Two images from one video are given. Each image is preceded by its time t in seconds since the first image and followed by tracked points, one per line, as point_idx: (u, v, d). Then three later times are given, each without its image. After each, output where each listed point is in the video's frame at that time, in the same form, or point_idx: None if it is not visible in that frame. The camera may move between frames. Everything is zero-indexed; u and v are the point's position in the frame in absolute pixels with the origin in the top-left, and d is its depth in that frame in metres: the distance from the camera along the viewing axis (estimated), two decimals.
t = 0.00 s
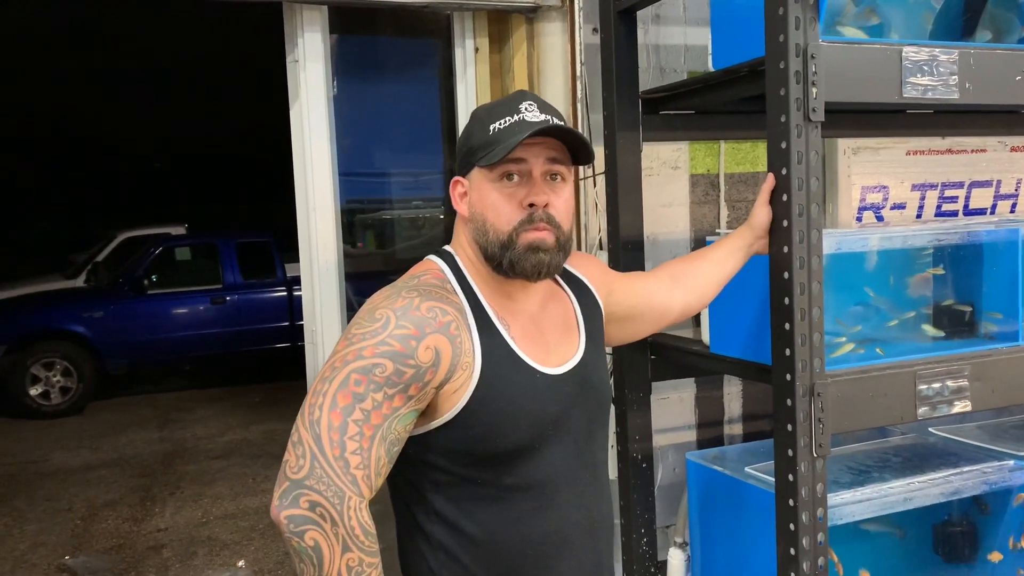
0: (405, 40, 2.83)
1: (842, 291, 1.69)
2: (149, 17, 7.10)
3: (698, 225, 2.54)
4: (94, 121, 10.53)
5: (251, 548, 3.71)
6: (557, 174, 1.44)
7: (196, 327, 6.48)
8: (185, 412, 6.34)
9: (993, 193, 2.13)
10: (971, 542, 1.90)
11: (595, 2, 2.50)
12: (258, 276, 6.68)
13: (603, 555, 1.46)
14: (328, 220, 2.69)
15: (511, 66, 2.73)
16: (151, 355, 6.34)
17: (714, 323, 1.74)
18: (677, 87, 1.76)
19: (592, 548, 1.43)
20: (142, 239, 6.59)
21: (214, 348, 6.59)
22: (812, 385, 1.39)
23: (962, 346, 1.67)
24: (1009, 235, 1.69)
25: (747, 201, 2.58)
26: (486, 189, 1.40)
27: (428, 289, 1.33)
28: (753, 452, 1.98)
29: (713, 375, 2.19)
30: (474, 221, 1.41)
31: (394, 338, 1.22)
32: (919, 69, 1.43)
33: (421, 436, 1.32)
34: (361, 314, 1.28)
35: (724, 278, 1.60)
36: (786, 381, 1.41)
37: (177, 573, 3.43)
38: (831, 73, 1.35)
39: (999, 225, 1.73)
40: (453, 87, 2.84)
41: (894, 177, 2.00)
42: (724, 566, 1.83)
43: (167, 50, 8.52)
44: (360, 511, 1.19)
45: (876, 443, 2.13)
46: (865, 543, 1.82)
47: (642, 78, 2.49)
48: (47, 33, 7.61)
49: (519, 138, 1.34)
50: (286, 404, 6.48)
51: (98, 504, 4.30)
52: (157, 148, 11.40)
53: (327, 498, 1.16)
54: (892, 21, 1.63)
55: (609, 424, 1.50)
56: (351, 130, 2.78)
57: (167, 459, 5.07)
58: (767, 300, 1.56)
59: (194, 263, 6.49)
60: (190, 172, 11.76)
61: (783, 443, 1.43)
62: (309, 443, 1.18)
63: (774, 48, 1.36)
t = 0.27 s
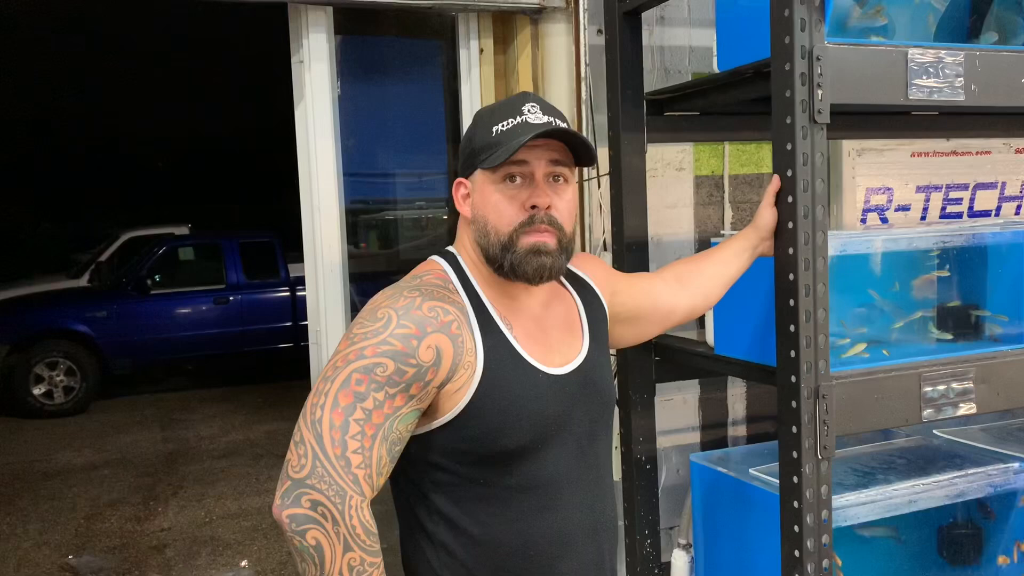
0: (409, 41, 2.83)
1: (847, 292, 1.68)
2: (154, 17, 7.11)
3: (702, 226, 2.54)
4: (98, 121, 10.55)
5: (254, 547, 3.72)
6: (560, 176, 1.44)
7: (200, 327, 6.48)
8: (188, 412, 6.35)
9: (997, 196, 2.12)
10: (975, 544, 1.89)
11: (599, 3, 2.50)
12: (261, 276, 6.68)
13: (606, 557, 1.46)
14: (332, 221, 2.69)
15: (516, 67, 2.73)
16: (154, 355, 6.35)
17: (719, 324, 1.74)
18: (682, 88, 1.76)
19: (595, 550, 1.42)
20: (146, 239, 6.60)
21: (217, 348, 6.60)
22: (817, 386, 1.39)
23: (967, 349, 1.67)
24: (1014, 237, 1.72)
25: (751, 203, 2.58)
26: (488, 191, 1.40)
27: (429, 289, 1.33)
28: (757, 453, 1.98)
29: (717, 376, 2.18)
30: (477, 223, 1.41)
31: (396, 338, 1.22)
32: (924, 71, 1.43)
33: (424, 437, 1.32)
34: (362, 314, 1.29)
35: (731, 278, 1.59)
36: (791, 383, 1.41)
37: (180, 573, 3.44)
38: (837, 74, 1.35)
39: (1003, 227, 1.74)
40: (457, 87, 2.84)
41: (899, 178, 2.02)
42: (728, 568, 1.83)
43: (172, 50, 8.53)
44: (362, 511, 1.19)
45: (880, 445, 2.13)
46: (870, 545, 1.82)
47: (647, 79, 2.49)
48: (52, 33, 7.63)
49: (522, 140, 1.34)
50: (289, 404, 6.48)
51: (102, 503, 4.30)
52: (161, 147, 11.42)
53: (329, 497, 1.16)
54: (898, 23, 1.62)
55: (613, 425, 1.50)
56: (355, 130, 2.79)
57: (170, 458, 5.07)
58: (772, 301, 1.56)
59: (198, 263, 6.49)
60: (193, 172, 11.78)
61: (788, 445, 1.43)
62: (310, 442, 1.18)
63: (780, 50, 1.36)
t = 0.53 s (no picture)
0: (412, 43, 2.83)
1: (849, 295, 1.68)
2: (156, 19, 7.13)
3: (704, 229, 2.54)
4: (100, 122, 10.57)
5: (255, 549, 3.72)
6: (559, 178, 1.44)
7: (201, 328, 6.49)
8: (189, 413, 6.35)
9: (1001, 199, 2.10)
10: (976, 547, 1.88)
11: (601, 5, 2.50)
12: (263, 278, 6.69)
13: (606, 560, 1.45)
14: (334, 222, 2.69)
15: (518, 69, 2.73)
16: (156, 357, 6.35)
17: (720, 327, 1.74)
18: (684, 91, 1.76)
19: (596, 553, 1.42)
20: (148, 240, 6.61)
21: (219, 350, 6.60)
22: (819, 389, 1.39)
23: (969, 352, 1.67)
24: (1016, 240, 1.72)
25: (753, 206, 2.59)
26: (487, 194, 1.40)
27: (429, 291, 1.33)
28: (759, 456, 1.98)
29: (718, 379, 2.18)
30: (476, 225, 1.41)
31: (396, 340, 1.22)
32: (927, 74, 1.43)
33: (426, 440, 1.32)
34: (363, 316, 1.29)
35: (733, 281, 1.59)
36: (793, 386, 1.41)
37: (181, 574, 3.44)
38: (840, 77, 1.35)
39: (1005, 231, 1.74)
40: (459, 89, 2.84)
41: (900, 182, 2.04)
42: (730, 571, 1.83)
43: (175, 51, 8.55)
44: (363, 513, 1.19)
45: (882, 448, 2.13)
46: (872, 548, 1.82)
47: (649, 82, 2.49)
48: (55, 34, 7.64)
49: (521, 143, 1.34)
50: (290, 405, 6.48)
51: (103, 505, 4.31)
52: (163, 149, 11.43)
53: (330, 500, 1.16)
54: (902, 27, 1.62)
55: (615, 427, 1.50)
56: (357, 132, 2.79)
57: (172, 460, 5.08)
58: (774, 303, 1.56)
59: (200, 264, 6.50)
60: (195, 174, 11.79)
61: (790, 447, 1.43)
62: (311, 445, 1.18)
63: (782, 53, 1.36)
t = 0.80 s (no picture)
0: (413, 45, 2.83)
1: (849, 297, 1.68)
2: (157, 20, 7.13)
3: (704, 230, 2.55)
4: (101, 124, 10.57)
5: (256, 550, 3.72)
6: (556, 179, 1.44)
7: (202, 330, 6.49)
8: (190, 414, 6.35)
9: (1000, 201, 2.11)
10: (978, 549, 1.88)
11: (602, 7, 2.50)
12: (264, 279, 6.69)
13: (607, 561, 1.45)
14: (335, 224, 2.69)
15: (519, 71, 2.73)
16: (156, 358, 6.36)
17: (721, 329, 1.74)
18: (684, 93, 1.77)
19: (597, 554, 1.42)
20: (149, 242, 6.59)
21: (219, 351, 6.60)
22: (819, 391, 1.39)
23: (969, 353, 1.67)
24: (1016, 242, 1.71)
25: (753, 208, 2.59)
26: (486, 198, 1.40)
27: (429, 293, 1.34)
28: (759, 458, 1.98)
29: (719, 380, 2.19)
30: (475, 229, 1.42)
31: (396, 342, 1.23)
32: (927, 76, 1.43)
33: (427, 441, 1.32)
34: (363, 320, 1.29)
35: (734, 283, 1.59)
36: (793, 388, 1.41)
37: None
38: (840, 79, 1.36)
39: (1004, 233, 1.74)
40: (460, 91, 2.84)
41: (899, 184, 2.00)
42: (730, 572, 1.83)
43: (175, 52, 8.56)
44: (364, 515, 1.19)
45: (882, 450, 2.13)
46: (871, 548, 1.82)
47: (649, 83, 2.49)
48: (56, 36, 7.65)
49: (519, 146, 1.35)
50: (291, 406, 6.48)
51: (103, 506, 4.31)
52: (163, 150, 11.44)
53: (331, 502, 1.16)
54: (902, 29, 1.62)
55: (616, 429, 1.50)
56: (358, 134, 2.79)
57: (172, 461, 5.08)
58: (774, 305, 1.57)
59: (200, 266, 6.49)
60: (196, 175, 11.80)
61: (791, 449, 1.43)
62: (312, 448, 1.18)
63: (782, 55, 1.37)
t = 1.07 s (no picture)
0: (411, 45, 2.83)
1: (846, 297, 1.68)
2: (156, 20, 7.13)
3: (703, 230, 2.55)
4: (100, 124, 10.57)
5: (254, 551, 3.72)
6: (541, 175, 1.44)
7: (201, 330, 6.48)
8: (189, 415, 6.35)
9: (998, 201, 2.11)
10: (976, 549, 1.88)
11: (600, 7, 2.50)
12: (262, 280, 6.69)
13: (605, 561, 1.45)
14: (333, 224, 2.69)
15: (517, 71, 2.73)
16: (155, 358, 6.35)
17: (719, 329, 1.74)
18: (683, 93, 1.77)
19: (594, 554, 1.42)
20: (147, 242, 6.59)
21: (218, 352, 6.60)
22: (817, 390, 1.39)
23: (968, 353, 1.67)
24: (1014, 242, 1.70)
25: (751, 208, 2.59)
26: (472, 200, 1.40)
27: (425, 295, 1.34)
28: (758, 458, 1.98)
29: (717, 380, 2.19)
30: (465, 231, 1.42)
31: (392, 343, 1.23)
32: (924, 76, 1.43)
33: (426, 441, 1.32)
34: (359, 321, 1.30)
35: (731, 282, 1.59)
36: (792, 388, 1.41)
37: None
38: (838, 79, 1.36)
39: (1004, 232, 1.73)
40: (459, 91, 2.84)
41: (899, 183, 2.00)
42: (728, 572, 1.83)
43: (175, 53, 8.56)
44: (363, 517, 1.19)
45: (881, 449, 2.13)
46: (869, 549, 1.82)
47: (648, 84, 2.50)
48: (55, 36, 7.65)
49: (499, 145, 1.35)
50: (290, 407, 6.48)
51: (102, 507, 4.30)
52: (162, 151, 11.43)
53: (329, 504, 1.16)
54: (899, 29, 1.63)
55: (613, 429, 1.50)
56: (357, 134, 2.79)
57: (171, 462, 5.07)
58: (772, 305, 1.57)
59: (199, 267, 6.48)
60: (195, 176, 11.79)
61: (788, 448, 1.43)
62: (310, 450, 1.18)
63: (780, 55, 1.37)
